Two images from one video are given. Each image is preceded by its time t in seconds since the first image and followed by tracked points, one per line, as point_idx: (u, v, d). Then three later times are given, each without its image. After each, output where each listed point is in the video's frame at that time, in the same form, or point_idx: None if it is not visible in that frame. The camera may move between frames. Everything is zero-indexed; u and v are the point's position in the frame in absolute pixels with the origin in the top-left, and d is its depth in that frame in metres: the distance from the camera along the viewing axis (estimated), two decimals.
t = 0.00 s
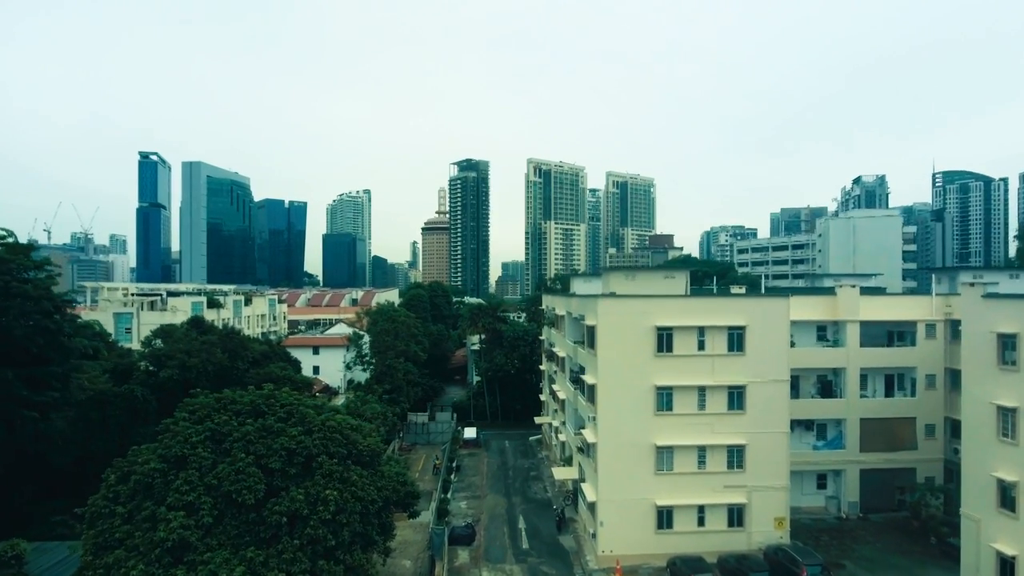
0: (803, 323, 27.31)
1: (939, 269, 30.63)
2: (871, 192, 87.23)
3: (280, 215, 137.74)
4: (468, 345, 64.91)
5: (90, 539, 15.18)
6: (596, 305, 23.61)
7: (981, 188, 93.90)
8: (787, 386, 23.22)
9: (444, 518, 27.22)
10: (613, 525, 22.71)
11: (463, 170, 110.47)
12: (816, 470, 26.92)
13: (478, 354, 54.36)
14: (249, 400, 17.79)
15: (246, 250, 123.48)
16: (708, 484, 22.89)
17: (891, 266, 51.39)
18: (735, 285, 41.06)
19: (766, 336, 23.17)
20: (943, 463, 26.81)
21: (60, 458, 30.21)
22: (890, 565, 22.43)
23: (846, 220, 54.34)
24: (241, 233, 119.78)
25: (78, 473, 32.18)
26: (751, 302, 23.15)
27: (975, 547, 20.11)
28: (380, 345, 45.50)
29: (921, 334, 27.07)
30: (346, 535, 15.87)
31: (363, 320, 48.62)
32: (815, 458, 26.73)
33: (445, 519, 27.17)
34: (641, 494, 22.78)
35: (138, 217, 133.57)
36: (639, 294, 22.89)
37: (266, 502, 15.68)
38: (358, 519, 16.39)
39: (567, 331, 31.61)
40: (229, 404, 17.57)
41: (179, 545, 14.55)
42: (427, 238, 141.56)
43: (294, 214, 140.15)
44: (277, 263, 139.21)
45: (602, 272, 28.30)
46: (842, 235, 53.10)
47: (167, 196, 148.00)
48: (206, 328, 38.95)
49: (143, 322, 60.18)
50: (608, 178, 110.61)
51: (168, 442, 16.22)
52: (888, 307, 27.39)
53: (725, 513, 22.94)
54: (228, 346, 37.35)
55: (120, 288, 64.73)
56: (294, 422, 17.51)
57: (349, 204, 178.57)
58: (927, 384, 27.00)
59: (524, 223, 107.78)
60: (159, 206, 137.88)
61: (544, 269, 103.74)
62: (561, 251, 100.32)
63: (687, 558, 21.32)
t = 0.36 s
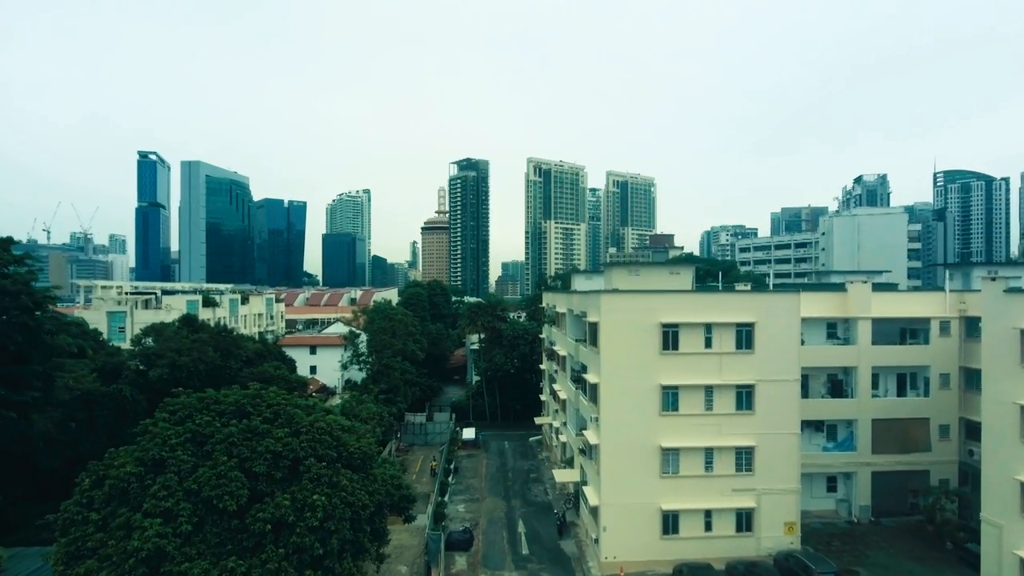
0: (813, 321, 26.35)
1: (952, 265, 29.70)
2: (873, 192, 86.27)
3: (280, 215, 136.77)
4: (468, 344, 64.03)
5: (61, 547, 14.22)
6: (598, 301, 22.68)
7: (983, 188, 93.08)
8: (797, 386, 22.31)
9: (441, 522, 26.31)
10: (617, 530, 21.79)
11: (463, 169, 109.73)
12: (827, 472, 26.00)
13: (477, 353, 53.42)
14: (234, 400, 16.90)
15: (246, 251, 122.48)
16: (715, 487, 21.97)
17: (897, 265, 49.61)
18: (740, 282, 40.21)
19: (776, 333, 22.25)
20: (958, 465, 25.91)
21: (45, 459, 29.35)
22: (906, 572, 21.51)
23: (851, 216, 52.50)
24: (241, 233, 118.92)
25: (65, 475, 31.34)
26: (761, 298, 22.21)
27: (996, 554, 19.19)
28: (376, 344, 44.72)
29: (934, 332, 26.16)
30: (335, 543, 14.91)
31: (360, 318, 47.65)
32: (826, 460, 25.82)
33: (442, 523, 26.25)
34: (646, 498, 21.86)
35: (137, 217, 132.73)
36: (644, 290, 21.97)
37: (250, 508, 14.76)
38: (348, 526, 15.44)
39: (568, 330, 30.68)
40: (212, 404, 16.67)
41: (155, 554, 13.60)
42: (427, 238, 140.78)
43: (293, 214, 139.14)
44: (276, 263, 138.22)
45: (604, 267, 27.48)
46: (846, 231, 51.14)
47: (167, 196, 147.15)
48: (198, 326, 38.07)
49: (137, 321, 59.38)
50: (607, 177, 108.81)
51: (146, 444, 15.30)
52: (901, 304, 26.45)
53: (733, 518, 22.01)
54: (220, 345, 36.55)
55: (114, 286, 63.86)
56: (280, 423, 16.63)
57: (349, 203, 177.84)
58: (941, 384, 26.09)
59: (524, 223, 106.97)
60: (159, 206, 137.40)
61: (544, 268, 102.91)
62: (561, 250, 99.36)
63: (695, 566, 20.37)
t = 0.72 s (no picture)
0: (825, 317, 25.29)
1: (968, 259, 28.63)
2: (874, 190, 85.01)
3: (280, 216, 135.27)
4: (467, 343, 62.94)
5: (24, 559, 13.17)
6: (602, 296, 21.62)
7: (985, 187, 92.15)
8: (811, 385, 21.25)
9: (437, 527, 25.28)
10: (621, 536, 20.75)
11: (462, 169, 108.89)
12: (839, 476, 24.97)
13: (476, 352, 52.35)
14: (214, 400, 15.85)
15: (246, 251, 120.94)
16: (725, 492, 20.90)
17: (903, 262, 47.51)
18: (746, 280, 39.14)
19: (788, 329, 21.17)
20: (976, 468, 24.85)
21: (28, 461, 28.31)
22: None
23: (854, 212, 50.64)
24: (241, 233, 117.61)
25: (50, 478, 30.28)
26: (773, 292, 21.14)
27: None
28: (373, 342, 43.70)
29: (952, 329, 25.10)
30: (320, 554, 13.81)
31: (357, 316, 46.59)
32: (838, 463, 24.77)
33: (439, 528, 25.22)
34: (652, 503, 20.80)
35: (136, 216, 131.65)
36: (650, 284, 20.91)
37: (228, 517, 13.70)
38: (334, 535, 14.35)
39: (569, 327, 29.62)
40: (190, 405, 15.63)
41: (123, 568, 12.51)
42: (427, 238, 139.69)
43: (292, 213, 137.98)
44: (276, 262, 136.74)
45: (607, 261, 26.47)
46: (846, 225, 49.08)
47: (167, 196, 146.11)
48: (189, 324, 37.11)
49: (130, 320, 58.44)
50: (607, 176, 107.51)
51: (117, 448, 14.25)
52: (917, 299, 25.35)
53: (744, 524, 20.95)
54: (210, 343, 35.66)
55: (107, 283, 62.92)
56: (263, 425, 15.59)
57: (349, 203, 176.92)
58: (959, 383, 25.02)
59: (524, 222, 105.97)
60: (158, 205, 136.73)
61: (544, 267, 101.86)
62: (561, 250, 98.28)
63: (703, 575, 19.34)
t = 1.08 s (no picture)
0: (839, 314, 24.13)
1: (986, 254, 27.46)
2: (875, 188, 80.45)
3: (280, 216, 133.28)
4: (465, 342, 61.77)
5: None
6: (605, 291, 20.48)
7: (986, 186, 90.97)
8: (827, 384, 20.10)
9: (434, 533, 24.14)
10: (626, 545, 19.63)
11: (462, 168, 107.82)
12: (854, 480, 23.85)
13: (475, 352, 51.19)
14: (188, 400, 14.77)
15: (246, 250, 119.33)
16: (736, 498, 19.77)
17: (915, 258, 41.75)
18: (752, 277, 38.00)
19: (803, 326, 20.03)
20: (997, 472, 23.74)
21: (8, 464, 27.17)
22: None
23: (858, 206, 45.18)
24: (241, 233, 116.28)
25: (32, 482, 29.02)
26: (786, 287, 20.00)
27: None
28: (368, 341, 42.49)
29: (971, 326, 23.98)
30: (302, 569, 12.64)
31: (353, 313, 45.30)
32: (853, 466, 23.65)
33: (435, 535, 24.08)
34: (659, 509, 19.66)
35: (134, 216, 129.69)
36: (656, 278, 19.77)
37: (202, 528, 12.56)
38: (318, 547, 13.18)
39: (571, 325, 28.47)
40: (163, 406, 14.56)
41: None
42: (427, 238, 138.43)
43: (291, 212, 136.57)
44: (275, 262, 135.01)
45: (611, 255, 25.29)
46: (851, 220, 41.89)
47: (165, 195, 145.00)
48: (178, 322, 35.93)
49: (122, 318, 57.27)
50: (607, 175, 106.24)
51: (81, 453, 13.16)
52: (935, 295, 24.20)
53: (756, 531, 19.83)
54: (199, 342, 34.73)
55: (99, 281, 61.69)
56: (242, 428, 14.48)
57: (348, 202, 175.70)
58: (979, 383, 23.87)
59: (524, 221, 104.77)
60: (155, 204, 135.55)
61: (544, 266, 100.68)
62: (561, 249, 97.06)
63: None
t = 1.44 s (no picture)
0: (855, 310, 22.97)
1: (1007, 248, 26.26)
2: (876, 188, 78.17)
3: (279, 215, 131.77)
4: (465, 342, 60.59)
5: None
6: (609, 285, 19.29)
7: (989, 185, 89.00)
8: (847, 385, 18.89)
9: (429, 541, 22.94)
10: (633, 556, 18.43)
11: (462, 167, 106.64)
12: (871, 485, 22.65)
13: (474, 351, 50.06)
14: (158, 402, 13.64)
15: (246, 250, 118.09)
16: (749, 505, 18.56)
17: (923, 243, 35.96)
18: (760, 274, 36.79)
19: (821, 322, 18.83)
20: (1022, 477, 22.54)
21: None
22: None
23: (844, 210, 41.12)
24: (241, 232, 115.07)
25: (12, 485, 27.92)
26: (803, 281, 18.81)
27: None
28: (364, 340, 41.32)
29: (995, 323, 22.79)
30: None
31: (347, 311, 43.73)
32: (871, 471, 22.44)
33: (430, 543, 22.88)
34: (667, 518, 18.46)
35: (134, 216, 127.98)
36: (664, 271, 18.57)
37: (168, 543, 11.36)
38: (299, 564, 11.97)
39: (573, 322, 27.27)
40: (130, 409, 13.44)
41: None
42: (426, 238, 137.29)
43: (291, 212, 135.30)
44: (275, 262, 133.67)
45: (615, 247, 24.17)
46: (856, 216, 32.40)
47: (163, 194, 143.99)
48: (166, 319, 34.74)
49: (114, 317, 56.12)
50: (607, 174, 104.90)
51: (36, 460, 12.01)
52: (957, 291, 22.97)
53: (771, 541, 18.63)
54: (187, 340, 33.61)
55: (92, 279, 60.54)
56: (216, 432, 13.32)
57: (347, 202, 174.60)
58: (1003, 383, 22.66)
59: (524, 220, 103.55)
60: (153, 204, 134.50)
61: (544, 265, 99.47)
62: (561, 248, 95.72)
63: None
